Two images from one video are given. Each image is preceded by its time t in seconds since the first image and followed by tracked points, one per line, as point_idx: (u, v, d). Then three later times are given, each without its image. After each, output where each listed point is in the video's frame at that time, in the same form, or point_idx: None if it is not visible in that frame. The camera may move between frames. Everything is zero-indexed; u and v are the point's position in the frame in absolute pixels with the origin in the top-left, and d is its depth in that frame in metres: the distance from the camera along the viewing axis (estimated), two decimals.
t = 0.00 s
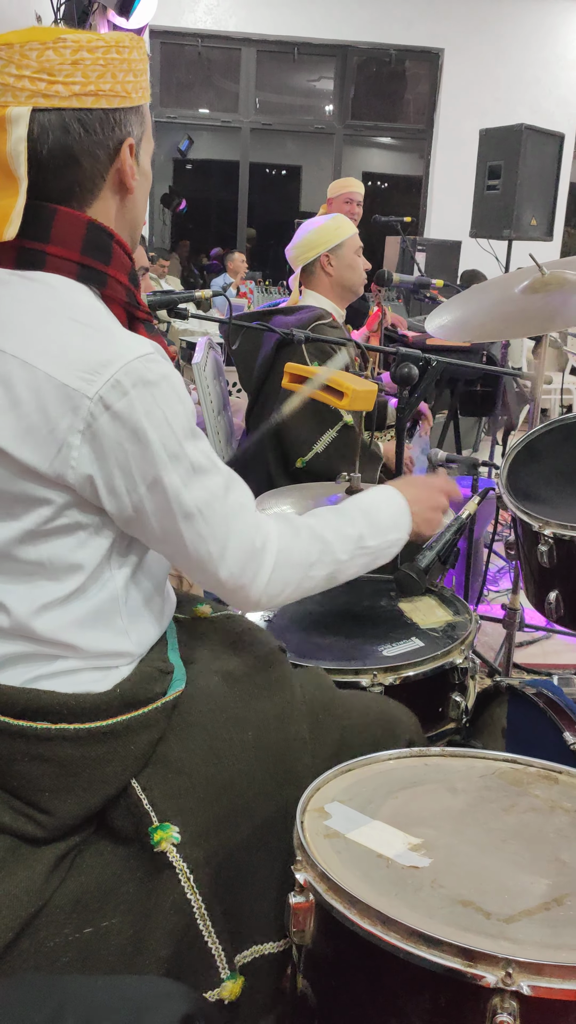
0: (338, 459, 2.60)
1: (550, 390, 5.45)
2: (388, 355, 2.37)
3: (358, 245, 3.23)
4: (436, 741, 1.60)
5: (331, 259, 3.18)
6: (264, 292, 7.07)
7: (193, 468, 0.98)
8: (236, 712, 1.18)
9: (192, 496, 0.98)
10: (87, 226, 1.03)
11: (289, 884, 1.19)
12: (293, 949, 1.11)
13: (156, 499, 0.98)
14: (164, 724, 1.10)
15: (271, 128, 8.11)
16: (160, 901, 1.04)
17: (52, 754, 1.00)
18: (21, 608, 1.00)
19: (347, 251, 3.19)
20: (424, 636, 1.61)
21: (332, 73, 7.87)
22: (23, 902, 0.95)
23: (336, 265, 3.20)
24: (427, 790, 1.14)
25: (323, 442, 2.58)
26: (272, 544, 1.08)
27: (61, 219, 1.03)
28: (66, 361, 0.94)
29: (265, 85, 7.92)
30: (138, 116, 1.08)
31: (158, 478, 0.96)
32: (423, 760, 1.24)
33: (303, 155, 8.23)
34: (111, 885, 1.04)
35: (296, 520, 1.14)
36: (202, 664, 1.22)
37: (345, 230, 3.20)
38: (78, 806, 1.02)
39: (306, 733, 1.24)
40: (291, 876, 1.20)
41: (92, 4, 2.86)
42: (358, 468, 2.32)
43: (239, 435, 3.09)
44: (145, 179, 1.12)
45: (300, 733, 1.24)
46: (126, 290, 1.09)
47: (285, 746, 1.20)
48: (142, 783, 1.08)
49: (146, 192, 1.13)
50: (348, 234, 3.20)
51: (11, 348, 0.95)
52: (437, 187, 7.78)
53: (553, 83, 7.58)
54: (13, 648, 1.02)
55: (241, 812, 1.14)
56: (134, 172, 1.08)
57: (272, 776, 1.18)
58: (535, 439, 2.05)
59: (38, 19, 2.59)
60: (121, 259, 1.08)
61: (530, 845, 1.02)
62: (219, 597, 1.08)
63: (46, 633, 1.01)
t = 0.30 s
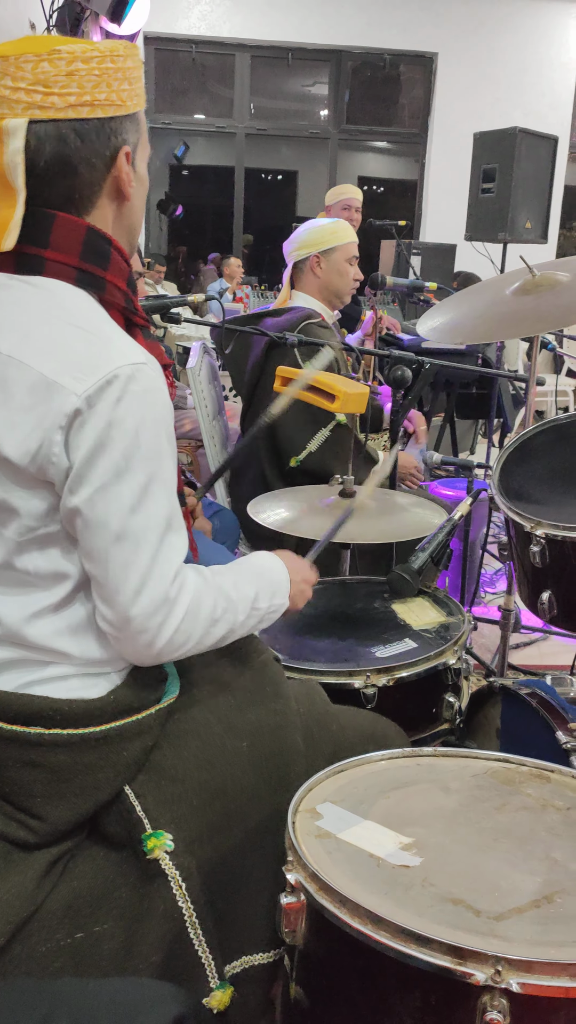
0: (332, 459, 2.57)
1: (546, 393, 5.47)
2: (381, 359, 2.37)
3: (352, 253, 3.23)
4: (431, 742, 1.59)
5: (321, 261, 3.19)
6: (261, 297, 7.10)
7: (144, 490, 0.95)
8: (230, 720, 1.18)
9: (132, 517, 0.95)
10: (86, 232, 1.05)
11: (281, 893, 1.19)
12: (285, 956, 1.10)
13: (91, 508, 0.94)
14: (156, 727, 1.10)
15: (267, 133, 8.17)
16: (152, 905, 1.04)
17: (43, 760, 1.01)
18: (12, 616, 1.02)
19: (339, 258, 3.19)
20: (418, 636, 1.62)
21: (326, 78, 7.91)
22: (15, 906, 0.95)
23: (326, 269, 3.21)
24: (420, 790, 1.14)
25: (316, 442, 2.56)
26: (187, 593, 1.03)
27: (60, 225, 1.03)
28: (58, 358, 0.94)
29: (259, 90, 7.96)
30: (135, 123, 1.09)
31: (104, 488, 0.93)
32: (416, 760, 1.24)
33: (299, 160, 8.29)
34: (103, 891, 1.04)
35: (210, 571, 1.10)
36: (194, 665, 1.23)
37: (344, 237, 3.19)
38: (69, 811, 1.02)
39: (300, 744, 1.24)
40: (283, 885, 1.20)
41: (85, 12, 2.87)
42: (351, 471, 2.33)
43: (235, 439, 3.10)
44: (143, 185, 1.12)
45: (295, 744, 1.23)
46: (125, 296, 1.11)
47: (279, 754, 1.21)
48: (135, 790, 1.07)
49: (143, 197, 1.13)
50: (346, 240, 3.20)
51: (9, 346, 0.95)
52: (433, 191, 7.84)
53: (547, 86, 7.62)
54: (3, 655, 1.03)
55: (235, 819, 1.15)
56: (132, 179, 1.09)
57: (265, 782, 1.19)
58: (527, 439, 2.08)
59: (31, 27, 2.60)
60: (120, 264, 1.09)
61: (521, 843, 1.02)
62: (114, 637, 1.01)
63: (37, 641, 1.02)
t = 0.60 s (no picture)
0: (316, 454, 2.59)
1: (534, 393, 5.49)
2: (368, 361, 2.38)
3: (339, 262, 3.25)
4: (418, 740, 1.61)
5: (308, 264, 3.20)
6: (249, 300, 7.10)
7: (132, 485, 0.95)
8: (217, 722, 1.18)
9: (122, 514, 0.95)
10: (57, 233, 1.04)
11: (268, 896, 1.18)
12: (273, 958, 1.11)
13: (83, 510, 0.94)
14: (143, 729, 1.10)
15: (254, 137, 8.18)
16: (141, 909, 1.04)
17: (32, 764, 1.00)
18: None
19: (326, 264, 3.21)
20: (405, 636, 1.63)
21: (313, 82, 7.93)
22: (3, 911, 0.95)
23: (312, 271, 3.21)
24: (408, 789, 1.14)
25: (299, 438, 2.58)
26: (184, 584, 1.03)
27: (31, 226, 1.03)
28: (31, 363, 0.94)
29: (246, 93, 7.98)
30: (113, 128, 1.09)
31: (92, 488, 0.93)
32: (404, 760, 1.24)
33: (287, 163, 8.30)
34: (92, 895, 1.04)
35: (203, 557, 1.10)
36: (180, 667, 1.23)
37: (335, 244, 3.22)
38: (58, 815, 1.02)
39: (287, 744, 1.23)
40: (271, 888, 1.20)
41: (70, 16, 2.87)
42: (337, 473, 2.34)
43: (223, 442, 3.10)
44: (120, 191, 1.12)
45: (281, 745, 1.22)
46: (100, 298, 1.09)
47: (267, 754, 1.20)
48: (124, 793, 1.08)
49: (120, 204, 1.13)
50: (337, 247, 3.22)
51: None
52: (420, 193, 7.86)
53: (533, 88, 7.65)
54: None
55: (223, 822, 1.14)
56: (107, 184, 1.08)
57: (252, 784, 1.18)
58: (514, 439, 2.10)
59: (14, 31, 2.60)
60: (93, 266, 1.08)
61: (508, 841, 1.03)
62: (120, 635, 1.01)
63: (23, 643, 1.02)
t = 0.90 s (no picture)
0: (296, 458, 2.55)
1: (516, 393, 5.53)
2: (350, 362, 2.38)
3: (316, 262, 3.26)
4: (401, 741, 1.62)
5: (284, 266, 3.21)
6: (232, 302, 7.10)
7: (103, 496, 0.96)
8: (200, 716, 1.18)
9: (91, 524, 0.95)
10: (41, 237, 1.04)
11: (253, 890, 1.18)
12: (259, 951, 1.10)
13: (51, 517, 0.94)
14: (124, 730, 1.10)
15: (237, 139, 8.20)
16: (126, 907, 1.04)
17: (13, 768, 1.01)
18: None
19: (301, 265, 3.22)
20: (388, 636, 1.63)
21: (294, 84, 7.95)
22: None
23: (289, 274, 3.22)
24: (390, 787, 1.15)
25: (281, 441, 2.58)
26: (153, 599, 1.03)
27: (15, 229, 1.03)
28: (9, 364, 0.94)
29: (227, 96, 7.99)
30: (94, 129, 1.09)
31: (63, 495, 0.93)
32: (386, 759, 1.25)
33: (270, 166, 8.33)
34: (76, 896, 1.04)
35: (174, 579, 1.10)
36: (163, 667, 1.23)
37: (311, 245, 3.24)
38: (40, 818, 1.03)
39: (269, 735, 1.23)
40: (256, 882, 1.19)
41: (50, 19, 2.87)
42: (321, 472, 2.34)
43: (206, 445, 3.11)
44: (104, 193, 1.13)
45: (264, 736, 1.22)
46: (83, 302, 1.09)
47: (250, 747, 1.20)
48: (105, 793, 1.08)
49: (103, 206, 1.14)
50: (312, 247, 3.23)
51: None
52: (403, 195, 7.90)
53: (513, 90, 7.71)
54: None
55: (207, 817, 1.14)
56: (90, 186, 1.09)
57: (236, 775, 1.18)
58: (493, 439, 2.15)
59: None
60: (76, 269, 1.08)
61: (489, 836, 1.04)
62: (83, 648, 1.00)
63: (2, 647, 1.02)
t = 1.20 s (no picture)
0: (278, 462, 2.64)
1: (497, 394, 5.56)
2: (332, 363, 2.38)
3: (290, 258, 3.26)
4: (381, 740, 1.64)
5: (259, 269, 3.22)
6: (214, 305, 7.09)
7: (119, 493, 0.96)
8: (181, 722, 1.18)
9: (112, 518, 0.95)
10: (27, 239, 1.04)
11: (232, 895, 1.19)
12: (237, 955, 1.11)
13: (72, 518, 0.94)
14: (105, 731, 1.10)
15: (218, 141, 8.20)
16: (106, 912, 1.04)
17: None
18: None
19: (275, 264, 3.22)
20: (367, 635, 1.64)
21: (275, 86, 7.97)
22: None
23: (263, 276, 3.23)
24: (370, 785, 1.16)
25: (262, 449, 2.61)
26: (180, 584, 1.04)
27: None
28: (5, 372, 0.94)
29: (208, 98, 7.98)
30: (73, 130, 1.09)
31: (80, 497, 0.93)
32: (365, 758, 1.25)
33: (251, 168, 8.34)
34: (55, 899, 1.04)
35: (199, 557, 1.11)
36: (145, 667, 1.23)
37: (280, 243, 3.24)
38: (21, 819, 1.03)
39: (251, 743, 1.24)
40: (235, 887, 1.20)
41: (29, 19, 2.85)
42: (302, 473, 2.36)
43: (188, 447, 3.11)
44: (84, 193, 1.12)
45: (245, 744, 1.23)
46: (69, 303, 1.09)
47: (231, 751, 1.21)
48: (86, 796, 1.08)
49: (83, 205, 1.13)
50: (281, 246, 3.23)
51: None
52: (384, 197, 7.93)
53: (492, 94, 7.77)
54: None
55: (189, 821, 1.14)
56: (68, 185, 1.09)
57: (216, 779, 1.18)
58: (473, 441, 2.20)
59: None
60: (63, 272, 1.08)
61: (467, 833, 1.05)
62: (120, 638, 1.02)
63: None
